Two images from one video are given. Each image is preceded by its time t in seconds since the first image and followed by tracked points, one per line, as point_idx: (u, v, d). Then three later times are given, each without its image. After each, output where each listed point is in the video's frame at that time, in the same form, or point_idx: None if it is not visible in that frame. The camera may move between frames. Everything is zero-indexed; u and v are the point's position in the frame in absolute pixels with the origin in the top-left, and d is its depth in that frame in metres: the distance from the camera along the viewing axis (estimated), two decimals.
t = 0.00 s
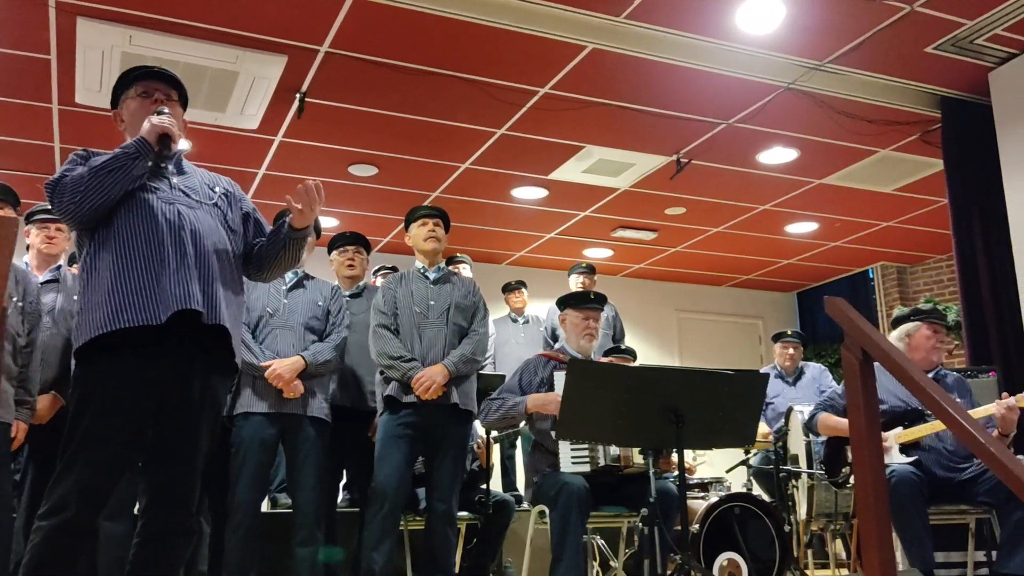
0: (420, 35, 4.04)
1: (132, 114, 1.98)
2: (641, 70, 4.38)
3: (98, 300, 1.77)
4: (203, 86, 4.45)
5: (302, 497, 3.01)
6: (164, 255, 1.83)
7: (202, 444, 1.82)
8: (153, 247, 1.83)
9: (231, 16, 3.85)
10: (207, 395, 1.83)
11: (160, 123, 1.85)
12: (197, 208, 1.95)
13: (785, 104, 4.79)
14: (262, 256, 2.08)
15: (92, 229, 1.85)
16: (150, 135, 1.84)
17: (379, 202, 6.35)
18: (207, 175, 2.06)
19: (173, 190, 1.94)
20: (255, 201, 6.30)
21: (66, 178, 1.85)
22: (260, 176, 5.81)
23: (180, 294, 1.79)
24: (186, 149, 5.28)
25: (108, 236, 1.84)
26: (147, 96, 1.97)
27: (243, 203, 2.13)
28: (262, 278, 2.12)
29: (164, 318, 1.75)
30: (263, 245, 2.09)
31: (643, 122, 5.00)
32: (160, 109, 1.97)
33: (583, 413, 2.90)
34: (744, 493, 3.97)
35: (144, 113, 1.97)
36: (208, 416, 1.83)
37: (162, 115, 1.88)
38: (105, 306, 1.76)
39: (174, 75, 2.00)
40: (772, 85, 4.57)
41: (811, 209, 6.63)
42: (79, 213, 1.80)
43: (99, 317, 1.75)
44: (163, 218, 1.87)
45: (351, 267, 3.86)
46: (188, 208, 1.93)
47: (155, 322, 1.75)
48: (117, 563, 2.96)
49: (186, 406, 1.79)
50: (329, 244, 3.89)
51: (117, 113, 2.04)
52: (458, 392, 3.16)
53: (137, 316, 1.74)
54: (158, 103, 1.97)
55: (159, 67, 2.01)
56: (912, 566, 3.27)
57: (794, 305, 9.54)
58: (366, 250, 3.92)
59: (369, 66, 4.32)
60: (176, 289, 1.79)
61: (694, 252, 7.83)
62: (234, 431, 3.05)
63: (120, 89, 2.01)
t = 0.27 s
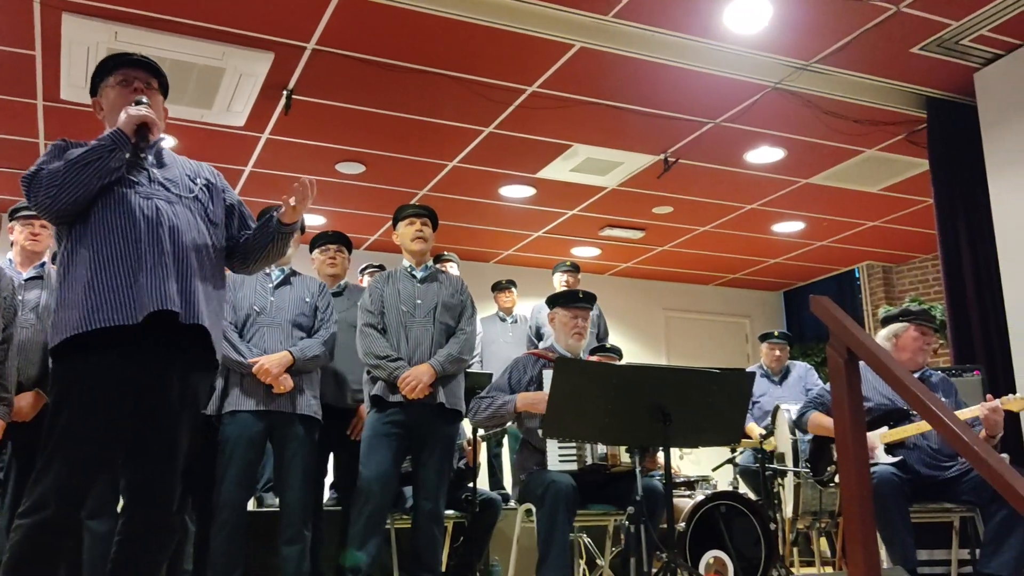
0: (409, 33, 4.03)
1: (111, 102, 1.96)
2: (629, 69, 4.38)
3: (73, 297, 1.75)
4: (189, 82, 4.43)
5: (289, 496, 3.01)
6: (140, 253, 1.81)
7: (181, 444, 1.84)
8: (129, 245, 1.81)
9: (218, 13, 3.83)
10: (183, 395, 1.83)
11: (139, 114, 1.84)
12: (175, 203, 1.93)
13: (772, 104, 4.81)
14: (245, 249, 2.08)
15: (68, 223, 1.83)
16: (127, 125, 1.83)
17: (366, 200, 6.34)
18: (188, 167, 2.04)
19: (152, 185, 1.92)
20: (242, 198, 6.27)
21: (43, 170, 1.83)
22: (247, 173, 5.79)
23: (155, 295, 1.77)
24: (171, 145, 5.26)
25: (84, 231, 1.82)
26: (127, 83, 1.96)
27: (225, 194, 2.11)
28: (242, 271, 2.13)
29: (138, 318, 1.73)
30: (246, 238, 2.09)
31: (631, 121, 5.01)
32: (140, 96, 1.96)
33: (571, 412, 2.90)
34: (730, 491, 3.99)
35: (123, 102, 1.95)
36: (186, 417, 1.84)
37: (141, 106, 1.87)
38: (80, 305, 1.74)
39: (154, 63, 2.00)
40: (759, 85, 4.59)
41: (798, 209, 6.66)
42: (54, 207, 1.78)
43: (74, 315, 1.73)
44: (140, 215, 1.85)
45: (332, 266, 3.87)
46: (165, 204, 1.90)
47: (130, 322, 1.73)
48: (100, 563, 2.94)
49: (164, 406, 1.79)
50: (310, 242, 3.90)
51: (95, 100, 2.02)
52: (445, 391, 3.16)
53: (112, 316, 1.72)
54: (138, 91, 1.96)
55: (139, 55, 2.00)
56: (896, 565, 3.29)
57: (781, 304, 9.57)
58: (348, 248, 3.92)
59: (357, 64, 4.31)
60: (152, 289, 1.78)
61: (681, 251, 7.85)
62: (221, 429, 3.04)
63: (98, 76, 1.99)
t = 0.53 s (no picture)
0: (393, 30, 4.02)
1: (90, 82, 1.94)
2: (613, 67, 4.39)
3: (39, 293, 1.75)
4: (172, 78, 4.40)
5: (272, 495, 3.00)
6: (108, 252, 1.81)
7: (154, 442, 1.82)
8: (97, 244, 1.81)
9: (200, 8, 3.81)
10: (156, 392, 1.83)
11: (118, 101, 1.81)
12: (147, 198, 1.92)
13: (756, 103, 4.83)
14: (222, 243, 2.12)
15: (38, 213, 1.83)
16: (104, 113, 1.80)
17: (351, 197, 6.31)
18: (164, 156, 2.02)
19: (125, 179, 1.91)
20: (225, 195, 6.24)
21: (14, 158, 1.82)
22: (230, 170, 5.75)
23: (121, 298, 1.77)
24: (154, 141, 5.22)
25: (53, 224, 1.82)
26: (106, 64, 1.94)
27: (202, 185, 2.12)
28: (218, 262, 2.17)
29: (103, 322, 1.73)
30: (227, 231, 2.13)
31: (616, 119, 5.01)
32: (119, 78, 1.94)
33: (555, 410, 2.90)
34: (713, 489, 4.00)
35: (101, 83, 1.93)
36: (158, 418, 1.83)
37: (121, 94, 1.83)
38: (45, 302, 1.74)
39: (134, 44, 1.98)
40: (743, 85, 4.60)
41: (782, 208, 6.69)
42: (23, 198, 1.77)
43: (39, 313, 1.73)
44: (110, 212, 1.84)
45: (312, 263, 3.86)
46: (137, 200, 1.89)
47: (95, 325, 1.73)
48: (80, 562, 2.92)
49: (138, 408, 1.79)
50: (289, 241, 3.90)
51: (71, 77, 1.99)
52: (429, 389, 3.15)
53: (76, 317, 1.72)
54: (118, 73, 1.94)
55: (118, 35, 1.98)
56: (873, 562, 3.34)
57: (765, 303, 9.61)
58: (326, 248, 3.95)
59: (341, 61, 4.30)
60: (118, 292, 1.77)
61: (666, 249, 7.87)
62: (206, 428, 3.03)
63: (75, 54, 1.96)
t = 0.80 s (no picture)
0: (379, 26, 4.01)
1: (72, 71, 1.92)
2: (598, 66, 4.40)
3: None
4: (155, 73, 4.37)
5: (255, 493, 2.99)
6: (68, 250, 1.79)
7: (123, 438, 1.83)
8: (59, 242, 1.79)
9: (184, 3, 3.79)
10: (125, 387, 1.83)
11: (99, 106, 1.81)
12: (115, 198, 1.90)
13: (741, 102, 4.84)
14: (189, 243, 2.10)
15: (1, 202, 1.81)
16: (78, 114, 1.81)
17: (335, 194, 6.29)
18: (138, 154, 2.01)
19: (95, 176, 1.89)
20: (209, 191, 6.20)
21: None
22: (214, 166, 5.72)
23: (79, 299, 1.75)
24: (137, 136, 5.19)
25: (15, 215, 1.80)
26: (93, 59, 1.92)
27: (173, 184, 2.11)
28: (180, 261, 2.14)
29: (57, 323, 1.72)
30: (195, 232, 2.11)
31: (601, 118, 5.02)
32: (104, 76, 1.93)
33: (539, 407, 2.90)
34: (696, 486, 4.02)
35: (84, 75, 1.92)
36: (127, 414, 1.83)
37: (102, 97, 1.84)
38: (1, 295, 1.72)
39: (124, 40, 1.96)
40: (728, 84, 4.62)
41: (766, 207, 6.71)
42: None
43: None
44: (74, 210, 1.83)
45: (295, 260, 3.84)
46: (104, 199, 1.88)
47: (49, 325, 1.71)
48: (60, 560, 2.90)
49: (103, 407, 1.79)
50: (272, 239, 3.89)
51: (53, 55, 1.96)
52: (413, 386, 3.14)
53: (30, 315, 1.71)
54: (103, 71, 1.92)
55: (110, 27, 1.95)
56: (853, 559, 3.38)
57: (748, 302, 9.66)
58: (309, 246, 3.94)
59: (326, 57, 4.28)
60: (77, 293, 1.76)
61: (650, 248, 7.89)
62: (189, 424, 3.02)
63: (61, 36, 1.93)
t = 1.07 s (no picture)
0: (367, 23, 4.00)
1: (52, 68, 1.90)
2: (586, 64, 4.40)
3: None
4: (140, 69, 4.35)
5: (241, 491, 2.97)
6: (34, 254, 1.78)
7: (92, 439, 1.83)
8: (26, 245, 1.78)
9: None
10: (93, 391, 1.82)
11: (82, 115, 1.80)
12: (84, 203, 1.89)
13: (728, 101, 4.86)
14: (149, 248, 2.11)
15: None
16: (61, 122, 1.79)
17: (322, 191, 6.27)
18: (109, 158, 2.00)
19: (65, 180, 1.88)
20: (195, 188, 6.17)
21: None
22: (200, 163, 5.69)
23: (44, 304, 1.74)
24: (122, 132, 5.16)
25: None
26: (75, 57, 1.91)
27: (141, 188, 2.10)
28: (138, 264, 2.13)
29: (20, 329, 1.70)
30: (157, 237, 2.11)
31: (588, 116, 5.02)
32: (85, 76, 1.92)
33: (525, 405, 2.91)
34: (682, 484, 4.03)
35: (64, 73, 1.90)
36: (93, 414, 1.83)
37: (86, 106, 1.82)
38: None
39: (107, 39, 1.95)
40: (715, 82, 4.63)
41: (753, 206, 6.73)
42: None
43: None
44: (43, 214, 1.82)
45: (283, 258, 3.83)
46: (73, 204, 1.87)
47: (12, 330, 1.70)
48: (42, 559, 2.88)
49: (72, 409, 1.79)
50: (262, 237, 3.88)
51: (31, 46, 1.93)
52: (400, 384, 3.13)
53: None
54: (84, 71, 1.92)
55: (92, 24, 1.93)
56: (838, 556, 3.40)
57: (735, 300, 9.68)
58: (297, 244, 3.93)
59: (313, 53, 4.26)
60: (42, 299, 1.74)
61: (638, 246, 7.90)
62: (174, 421, 3.00)
63: (41, 28, 1.89)
